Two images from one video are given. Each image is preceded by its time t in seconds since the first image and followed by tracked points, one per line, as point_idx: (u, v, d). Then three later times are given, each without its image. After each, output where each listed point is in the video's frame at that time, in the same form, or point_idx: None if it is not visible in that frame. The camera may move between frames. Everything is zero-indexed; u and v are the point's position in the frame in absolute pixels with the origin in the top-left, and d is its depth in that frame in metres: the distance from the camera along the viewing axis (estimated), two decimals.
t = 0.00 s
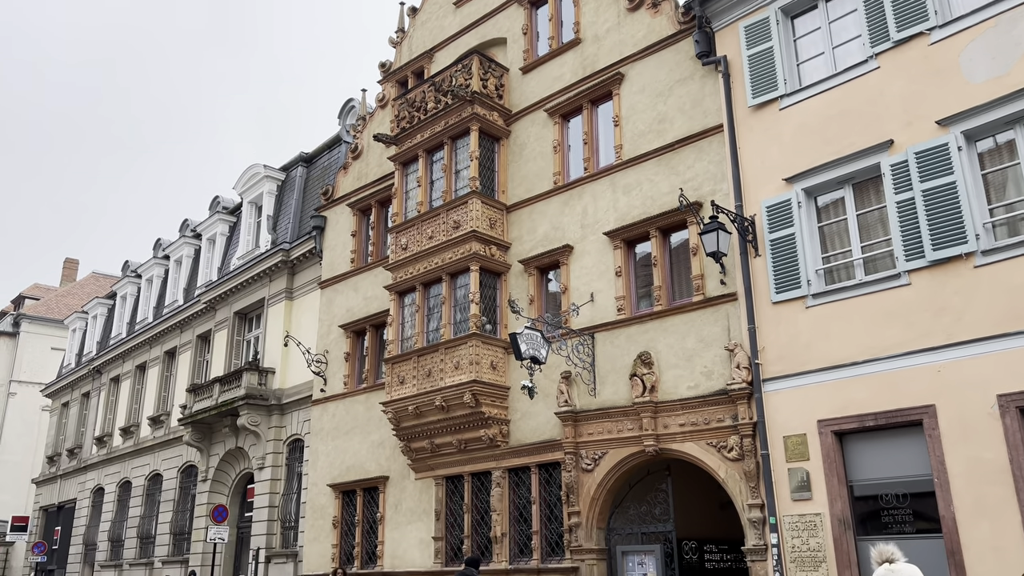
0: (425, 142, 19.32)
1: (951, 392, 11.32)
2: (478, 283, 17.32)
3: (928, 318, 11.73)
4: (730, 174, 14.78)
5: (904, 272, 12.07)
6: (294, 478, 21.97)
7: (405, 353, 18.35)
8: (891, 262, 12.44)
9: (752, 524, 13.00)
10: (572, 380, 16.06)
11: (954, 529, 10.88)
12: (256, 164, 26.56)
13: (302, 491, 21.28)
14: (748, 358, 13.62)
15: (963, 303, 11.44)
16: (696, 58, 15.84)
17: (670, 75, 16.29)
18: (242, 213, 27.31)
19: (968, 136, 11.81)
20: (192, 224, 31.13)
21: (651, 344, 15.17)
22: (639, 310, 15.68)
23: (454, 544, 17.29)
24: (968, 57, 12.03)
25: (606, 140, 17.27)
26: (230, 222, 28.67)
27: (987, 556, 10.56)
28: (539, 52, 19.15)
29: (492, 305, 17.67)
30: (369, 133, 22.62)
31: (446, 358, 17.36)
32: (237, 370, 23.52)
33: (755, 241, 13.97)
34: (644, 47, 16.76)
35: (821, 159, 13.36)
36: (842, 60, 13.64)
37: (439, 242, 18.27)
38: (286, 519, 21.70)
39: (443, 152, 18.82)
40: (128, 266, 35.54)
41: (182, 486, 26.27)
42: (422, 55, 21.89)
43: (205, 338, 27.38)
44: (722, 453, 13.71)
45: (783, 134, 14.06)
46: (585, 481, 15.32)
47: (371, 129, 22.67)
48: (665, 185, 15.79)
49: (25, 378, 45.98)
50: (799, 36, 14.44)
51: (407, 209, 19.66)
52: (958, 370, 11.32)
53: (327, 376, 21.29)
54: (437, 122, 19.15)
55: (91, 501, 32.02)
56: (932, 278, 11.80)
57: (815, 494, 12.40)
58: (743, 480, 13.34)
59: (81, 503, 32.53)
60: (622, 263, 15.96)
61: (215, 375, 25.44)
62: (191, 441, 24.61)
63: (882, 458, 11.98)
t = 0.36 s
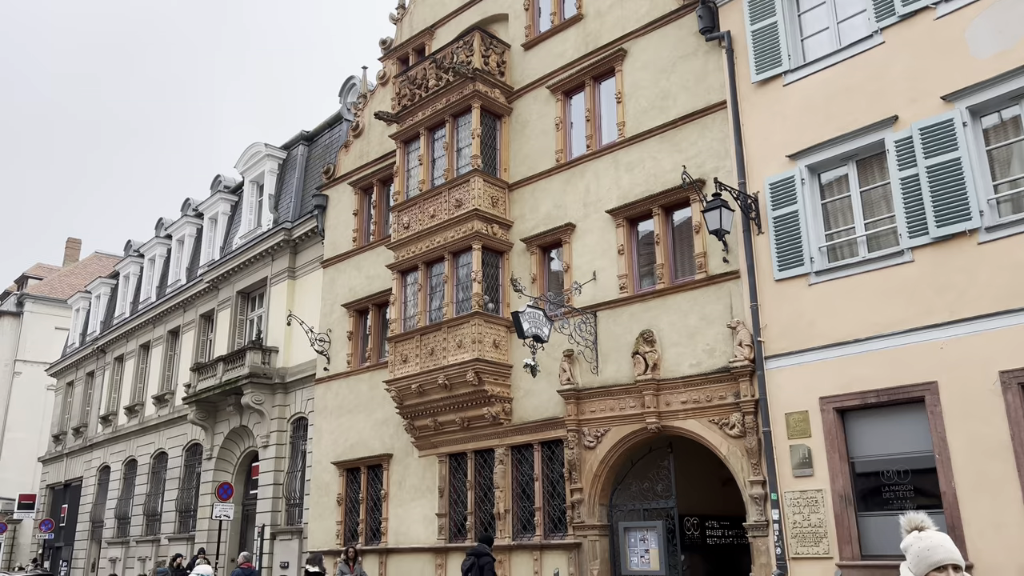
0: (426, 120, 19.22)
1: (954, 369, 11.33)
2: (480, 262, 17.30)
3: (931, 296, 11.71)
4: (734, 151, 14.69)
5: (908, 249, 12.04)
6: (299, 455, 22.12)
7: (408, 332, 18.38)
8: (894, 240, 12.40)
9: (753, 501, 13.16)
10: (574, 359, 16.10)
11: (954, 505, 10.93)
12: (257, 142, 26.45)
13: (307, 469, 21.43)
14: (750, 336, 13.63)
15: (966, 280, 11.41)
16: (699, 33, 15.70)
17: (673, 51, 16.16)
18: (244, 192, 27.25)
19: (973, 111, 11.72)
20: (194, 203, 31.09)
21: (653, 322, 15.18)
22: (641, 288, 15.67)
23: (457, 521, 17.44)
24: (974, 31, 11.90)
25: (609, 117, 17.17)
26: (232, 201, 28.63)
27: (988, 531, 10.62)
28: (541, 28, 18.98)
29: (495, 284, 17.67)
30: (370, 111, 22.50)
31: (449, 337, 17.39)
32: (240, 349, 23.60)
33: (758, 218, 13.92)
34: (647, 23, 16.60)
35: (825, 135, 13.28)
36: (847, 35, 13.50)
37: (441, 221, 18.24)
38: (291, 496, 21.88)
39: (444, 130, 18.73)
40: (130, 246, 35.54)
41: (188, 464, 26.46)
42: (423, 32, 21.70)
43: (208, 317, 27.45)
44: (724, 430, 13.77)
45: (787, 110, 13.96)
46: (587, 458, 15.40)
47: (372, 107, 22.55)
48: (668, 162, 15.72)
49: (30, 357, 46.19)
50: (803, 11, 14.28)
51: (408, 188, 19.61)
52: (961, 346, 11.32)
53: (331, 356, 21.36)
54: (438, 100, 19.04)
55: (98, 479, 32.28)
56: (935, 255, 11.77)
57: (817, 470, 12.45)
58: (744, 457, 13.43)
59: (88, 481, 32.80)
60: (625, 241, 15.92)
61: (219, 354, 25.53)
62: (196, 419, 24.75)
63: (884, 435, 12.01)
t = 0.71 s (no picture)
0: (426, 95, 19.09)
1: (955, 343, 11.34)
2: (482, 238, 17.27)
3: (933, 270, 11.70)
4: (736, 125, 14.60)
5: (910, 224, 12.00)
6: (302, 431, 22.25)
7: (410, 308, 18.40)
8: (897, 214, 12.36)
9: (754, 475, 13.27)
10: (575, 334, 16.13)
11: (954, 477, 10.99)
12: (257, 117, 26.31)
13: (310, 444, 21.56)
14: (752, 312, 13.63)
15: (969, 254, 11.39)
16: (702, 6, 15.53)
17: (675, 24, 16.00)
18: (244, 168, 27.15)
19: (978, 84, 11.63)
20: (194, 179, 31.00)
21: (654, 297, 15.18)
22: (643, 264, 15.65)
23: (460, 494, 17.58)
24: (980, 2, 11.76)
25: (610, 91, 17.05)
26: (232, 176, 28.54)
27: (987, 503, 10.69)
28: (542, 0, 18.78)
29: (496, 260, 17.66)
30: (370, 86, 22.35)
31: (451, 313, 17.41)
32: (242, 325, 23.67)
33: (760, 193, 13.86)
34: None
35: (828, 109, 13.19)
36: (851, 7, 13.34)
37: (441, 197, 18.18)
38: (295, 471, 22.04)
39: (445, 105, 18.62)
40: (131, 223, 35.51)
41: (192, 440, 26.63)
42: (422, 5, 21.48)
43: (210, 293, 27.48)
44: (724, 405, 13.84)
45: (789, 84, 13.85)
46: (588, 433, 15.48)
47: (372, 82, 22.39)
48: (670, 137, 15.63)
49: (33, 334, 46.32)
50: None
51: (409, 164, 19.53)
52: (962, 321, 11.32)
53: (332, 332, 21.41)
54: (439, 74, 18.90)
55: (103, 455, 32.52)
56: (937, 229, 11.73)
57: (817, 444, 12.52)
58: (745, 431, 13.51)
59: (93, 456, 33.04)
60: (626, 217, 15.88)
61: (221, 331, 25.60)
62: (199, 395, 24.87)
63: (884, 408, 12.06)
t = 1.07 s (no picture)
0: (425, 70, 18.95)
1: (954, 317, 11.35)
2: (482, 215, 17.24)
3: (934, 245, 11.67)
4: (737, 99, 14.50)
5: (911, 198, 11.95)
6: (304, 407, 22.37)
7: (410, 285, 18.41)
8: (898, 189, 12.31)
9: (753, 449, 13.36)
10: (575, 310, 16.15)
11: (952, 450, 11.05)
12: (255, 93, 26.13)
13: (312, 420, 21.68)
14: (752, 287, 13.63)
15: (970, 229, 11.36)
16: None
17: None
18: (243, 144, 27.02)
19: (981, 57, 11.53)
20: (192, 156, 30.87)
21: (655, 273, 15.18)
22: (644, 240, 15.62)
23: (461, 469, 17.71)
24: None
25: (611, 65, 16.91)
26: (231, 153, 28.43)
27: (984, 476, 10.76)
28: None
29: (496, 236, 17.63)
30: (368, 61, 22.18)
31: (451, 289, 17.41)
32: (242, 302, 23.69)
33: (762, 168, 13.80)
34: None
35: (830, 82, 13.09)
36: None
37: (441, 173, 18.11)
38: (297, 447, 22.19)
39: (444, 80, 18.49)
40: (130, 200, 35.41)
41: (194, 416, 26.77)
42: None
43: (210, 270, 27.48)
44: (724, 380, 13.90)
45: (791, 57, 13.73)
46: (588, 408, 15.55)
47: (371, 56, 22.21)
48: (671, 111, 15.53)
49: (34, 311, 46.36)
50: None
51: (408, 139, 19.44)
52: (962, 296, 11.33)
53: (333, 308, 21.45)
54: (438, 49, 18.75)
55: (105, 431, 32.70)
56: (939, 204, 11.69)
57: (816, 419, 12.58)
58: (745, 406, 13.57)
59: (96, 433, 33.24)
60: (627, 192, 15.83)
61: (222, 308, 25.64)
62: (201, 372, 24.97)
63: (883, 383, 12.10)
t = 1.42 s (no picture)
0: (424, 48, 18.82)
1: (954, 297, 11.35)
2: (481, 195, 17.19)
3: (934, 224, 11.65)
4: (737, 77, 14.40)
5: (912, 178, 11.91)
6: (304, 388, 22.43)
7: (409, 266, 18.40)
8: (899, 168, 12.27)
9: (751, 428, 13.38)
10: (575, 291, 16.14)
11: (950, 430, 11.10)
12: (252, 73, 25.96)
13: (312, 401, 21.75)
14: (752, 267, 13.60)
15: (970, 208, 11.34)
16: None
17: None
18: (241, 124, 26.88)
19: (983, 35, 11.44)
20: (191, 136, 30.72)
21: (654, 254, 15.15)
22: (643, 221, 15.58)
23: (461, 449, 17.79)
24: None
25: (611, 44, 16.79)
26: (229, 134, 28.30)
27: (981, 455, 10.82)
28: None
29: (495, 217, 17.60)
30: (366, 40, 22.00)
31: (451, 270, 17.40)
32: (242, 283, 23.67)
33: (762, 147, 13.75)
34: None
35: (831, 61, 13.00)
36: None
37: (440, 153, 18.03)
38: (298, 428, 22.29)
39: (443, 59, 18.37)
40: (129, 180, 35.31)
41: (195, 397, 26.86)
42: None
43: (210, 252, 27.44)
44: (723, 359, 13.90)
45: (793, 35, 13.62)
46: (588, 388, 15.59)
47: (369, 36, 22.03)
48: (671, 90, 15.44)
49: (34, 293, 46.35)
50: None
51: (407, 119, 19.34)
52: (961, 275, 11.32)
53: (332, 290, 21.44)
54: (436, 27, 18.60)
55: (106, 412, 32.81)
56: (939, 183, 11.65)
57: (814, 398, 12.62)
58: (743, 386, 13.58)
59: (97, 413, 33.35)
60: (627, 172, 15.77)
61: (221, 289, 25.63)
62: (201, 353, 25.01)
63: (882, 362, 12.12)
